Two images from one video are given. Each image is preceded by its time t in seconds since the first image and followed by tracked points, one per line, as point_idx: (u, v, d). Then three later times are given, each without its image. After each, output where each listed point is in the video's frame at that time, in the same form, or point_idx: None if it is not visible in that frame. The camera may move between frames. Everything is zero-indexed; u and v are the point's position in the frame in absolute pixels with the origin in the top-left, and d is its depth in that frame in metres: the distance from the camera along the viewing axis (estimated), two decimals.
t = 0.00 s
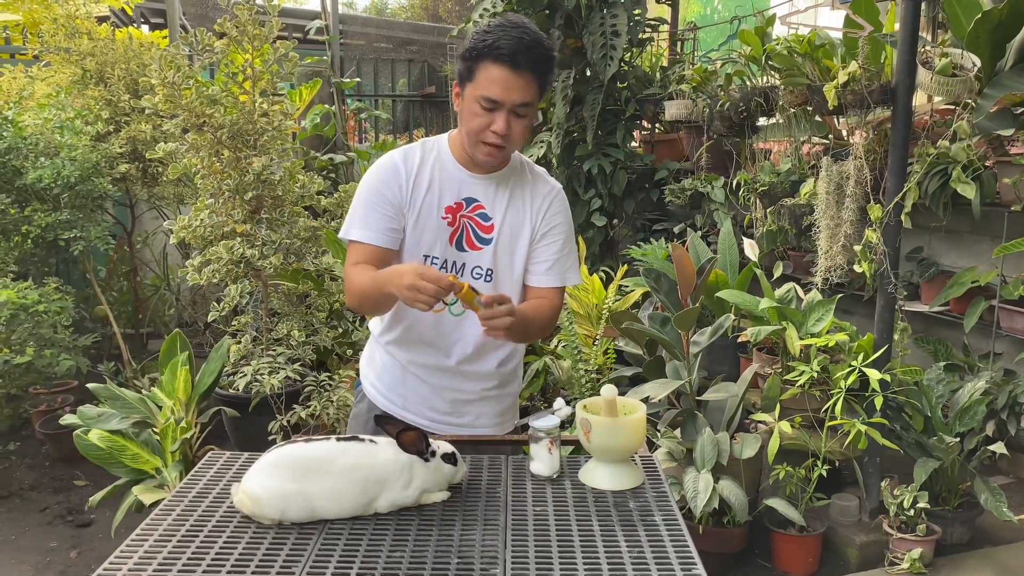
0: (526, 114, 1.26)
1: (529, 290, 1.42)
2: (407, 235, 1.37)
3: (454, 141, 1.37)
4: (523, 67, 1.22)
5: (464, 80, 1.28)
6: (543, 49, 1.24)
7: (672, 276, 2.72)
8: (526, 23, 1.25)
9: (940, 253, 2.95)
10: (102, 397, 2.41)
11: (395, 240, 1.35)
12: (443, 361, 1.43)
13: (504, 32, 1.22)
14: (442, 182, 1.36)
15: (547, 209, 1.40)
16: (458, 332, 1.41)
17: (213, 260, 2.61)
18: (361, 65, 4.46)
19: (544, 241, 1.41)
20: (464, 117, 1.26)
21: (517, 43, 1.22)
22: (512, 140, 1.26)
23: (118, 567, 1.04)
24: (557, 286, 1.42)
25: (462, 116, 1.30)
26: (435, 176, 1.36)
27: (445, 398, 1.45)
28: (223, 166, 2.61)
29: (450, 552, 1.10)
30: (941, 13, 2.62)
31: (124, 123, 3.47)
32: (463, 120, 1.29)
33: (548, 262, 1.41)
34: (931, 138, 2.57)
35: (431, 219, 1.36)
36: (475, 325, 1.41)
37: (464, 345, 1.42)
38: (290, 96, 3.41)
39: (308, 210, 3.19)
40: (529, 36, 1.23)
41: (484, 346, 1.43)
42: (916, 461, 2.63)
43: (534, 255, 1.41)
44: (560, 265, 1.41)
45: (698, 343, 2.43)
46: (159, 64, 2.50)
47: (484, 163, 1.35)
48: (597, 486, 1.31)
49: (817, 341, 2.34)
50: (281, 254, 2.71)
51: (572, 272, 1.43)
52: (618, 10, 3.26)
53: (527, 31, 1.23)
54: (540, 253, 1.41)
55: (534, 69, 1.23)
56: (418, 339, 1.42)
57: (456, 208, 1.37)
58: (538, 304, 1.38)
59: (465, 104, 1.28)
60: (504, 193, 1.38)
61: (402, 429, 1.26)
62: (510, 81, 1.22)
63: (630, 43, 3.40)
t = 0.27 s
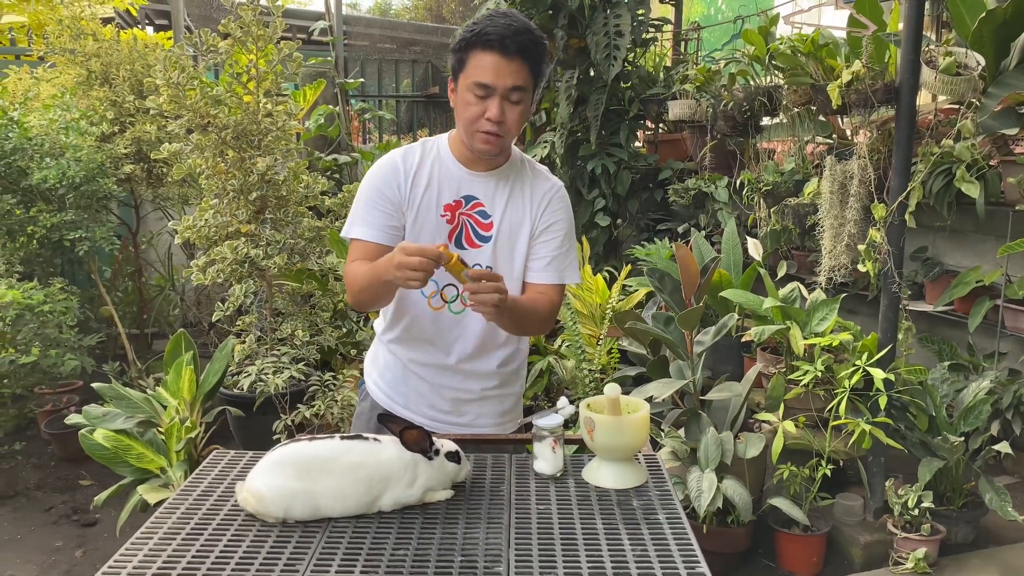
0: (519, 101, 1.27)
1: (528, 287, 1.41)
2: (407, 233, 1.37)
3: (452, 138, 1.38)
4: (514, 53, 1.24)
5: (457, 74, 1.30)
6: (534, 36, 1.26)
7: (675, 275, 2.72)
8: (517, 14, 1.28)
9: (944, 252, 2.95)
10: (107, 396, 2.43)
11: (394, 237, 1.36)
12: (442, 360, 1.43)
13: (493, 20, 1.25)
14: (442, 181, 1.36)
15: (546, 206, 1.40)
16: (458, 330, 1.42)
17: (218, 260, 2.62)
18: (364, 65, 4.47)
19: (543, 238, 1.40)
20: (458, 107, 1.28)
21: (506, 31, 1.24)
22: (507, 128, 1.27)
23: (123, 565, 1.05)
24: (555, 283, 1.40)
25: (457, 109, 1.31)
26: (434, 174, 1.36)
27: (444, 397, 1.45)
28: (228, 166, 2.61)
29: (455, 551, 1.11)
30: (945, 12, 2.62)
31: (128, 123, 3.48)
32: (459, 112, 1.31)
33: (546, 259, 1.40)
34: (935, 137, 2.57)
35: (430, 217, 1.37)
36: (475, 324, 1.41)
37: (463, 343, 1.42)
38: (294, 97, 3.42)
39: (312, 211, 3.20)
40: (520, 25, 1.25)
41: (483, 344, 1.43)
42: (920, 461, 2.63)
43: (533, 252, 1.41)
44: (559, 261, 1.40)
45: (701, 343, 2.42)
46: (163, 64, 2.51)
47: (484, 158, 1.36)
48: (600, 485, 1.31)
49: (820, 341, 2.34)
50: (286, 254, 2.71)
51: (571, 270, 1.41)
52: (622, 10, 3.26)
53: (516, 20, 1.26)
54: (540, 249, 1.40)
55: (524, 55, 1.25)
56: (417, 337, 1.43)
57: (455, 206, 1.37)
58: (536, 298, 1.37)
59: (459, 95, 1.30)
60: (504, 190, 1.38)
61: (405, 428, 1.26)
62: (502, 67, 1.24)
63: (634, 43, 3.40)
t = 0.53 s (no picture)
0: (525, 86, 1.28)
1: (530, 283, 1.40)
2: (412, 232, 1.37)
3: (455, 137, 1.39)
4: (516, 40, 1.28)
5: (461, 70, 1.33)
6: (536, 26, 1.30)
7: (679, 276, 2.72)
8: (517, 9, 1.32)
9: (949, 253, 2.95)
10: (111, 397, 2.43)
11: (400, 237, 1.35)
12: (446, 361, 1.44)
13: (495, 12, 1.29)
14: (447, 180, 1.37)
15: (551, 203, 1.41)
16: (462, 331, 1.42)
17: (222, 260, 2.62)
18: (368, 66, 4.47)
19: (547, 234, 1.40)
20: (464, 96, 1.28)
21: (508, 19, 1.27)
22: (515, 111, 1.27)
23: (129, 564, 1.05)
24: (558, 279, 1.40)
25: (462, 103, 1.32)
26: (440, 174, 1.36)
27: (447, 398, 1.46)
28: (232, 167, 2.62)
29: (459, 550, 1.11)
30: (949, 13, 2.62)
31: (133, 124, 3.49)
32: (465, 106, 1.31)
33: (549, 254, 1.40)
34: (939, 138, 2.56)
35: (437, 217, 1.37)
36: (479, 323, 1.42)
37: (467, 344, 1.42)
38: (298, 98, 3.43)
39: (316, 211, 3.21)
40: (521, 15, 1.29)
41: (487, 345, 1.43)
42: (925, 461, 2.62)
43: (537, 248, 1.41)
44: (563, 256, 1.40)
45: (705, 343, 2.41)
46: (168, 66, 2.52)
47: (490, 153, 1.36)
48: (604, 485, 1.31)
49: (824, 341, 2.34)
50: (290, 255, 2.72)
51: (571, 270, 1.41)
52: (625, 10, 3.26)
53: (517, 11, 1.30)
54: (543, 245, 1.40)
55: (527, 41, 1.28)
56: (421, 338, 1.43)
57: (461, 206, 1.37)
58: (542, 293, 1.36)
59: (465, 88, 1.31)
60: (509, 189, 1.39)
61: (410, 428, 1.26)
62: (506, 50, 1.27)
63: (637, 43, 3.40)
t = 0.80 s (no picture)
0: (536, 87, 1.28)
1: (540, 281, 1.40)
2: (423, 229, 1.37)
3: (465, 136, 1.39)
4: (527, 42, 1.28)
5: (472, 70, 1.33)
6: (546, 28, 1.30)
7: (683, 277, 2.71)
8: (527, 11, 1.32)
9: (953, 253, 2.94)
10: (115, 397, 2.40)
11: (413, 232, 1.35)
12: (454, 361, 1.43)
13: (505, 14, 1.29)
14: (458, 179, 1.37)
15: (560, 204, 1.42)
16: (470, 330, 1.42)
17: (226, 261, 2.62)
18: (372, 66, 4.47)
19: (557, 235, 1.41)
20: (476, 97, 1.28)
21: (520, 20, 1.28)
22: (527, 113, 1.27)
23: (133, 565, 1.06)
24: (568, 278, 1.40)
25: (473, 105, 1.32)
26: (451, 172, 1.36)
27: (453, 399, 1.45)
28: (236, 168, 2.62)
29: (463, 552, 1.11)
30: (954, 13, 2.61)
31: (137, 125, 3.49)
32: (476, 106, 1.31)
33: (559, 254, 1.40)
34: (944, 138, 2.56)
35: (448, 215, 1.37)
36: (487, 323, 1.42)
37: (475, 344, 1.43)
38: (302, 99, 3.43)
39: (320, 212, 3.21)
40: (531, 17, 1.30)
41: (495, 345, 1.44)
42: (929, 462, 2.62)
43: (547, 248, 1.41)
44: (573, 256, 1.40)
45: (709, 344, 2.42)
46: (172, 67, 2.52)
47: (501, 155, 1.36)
48: (609, 486, 1.31)
49: (829, 342, 2.33)
50: (294, 256, 2.72)
51: (582, 268, 1.43)
52: (629, 11, 3.26)
53: (527, 13, 1.30)
54: (553, 245, 1.41)
55: (538, 43, 1.29)
56: (429, 338, 1.42)
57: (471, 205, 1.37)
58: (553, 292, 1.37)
59: (475, 89, 1.31)
60: (519, 189, 1.39)
61: (413, 428, 1.27)
62: (517, 52, 1.27)
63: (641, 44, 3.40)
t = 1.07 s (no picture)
0: (533, 94, 1.29)
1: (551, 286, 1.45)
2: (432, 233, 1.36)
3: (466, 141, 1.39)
4: (523, 47, 1.27)
5: (468, 77, 1.32)
6: (541, 32, 1.29)
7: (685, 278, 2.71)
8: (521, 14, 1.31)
9: (955, 254, 2.94)
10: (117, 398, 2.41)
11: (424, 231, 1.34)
12: (469, 364, 1.43)
13: (499, 19, 1.28)
14: (464, 183, 1.36)
15: (564, 206, 1.43)
16: (485, 333, 1.42)
17: (227, 262, 2.63)
18: (373, 67, 4.48)
19: (564, 237, 1.43)
20: (473, 106, 1.28)
21: (514, 25, 1.27)
22: (526, 120, 1.28)
23: (136, 566, 1.06)
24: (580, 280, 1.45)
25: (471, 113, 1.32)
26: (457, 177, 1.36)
27: (469, 401, 1.45)
28: (238, 169, 2.62)
29: (465, 553, 1.11)
30: (956, 13, 2.61)
31: (139, 126, 3.49)
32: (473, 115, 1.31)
33: (570, 260, 1.43)
34: (946, 138, 2.55)
35: (455, 219, 1.36)
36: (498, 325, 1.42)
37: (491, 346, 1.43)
38: (303, 100, 3.43)
39: (322, 213, 3.21)
40: (526, 21, 1.29)
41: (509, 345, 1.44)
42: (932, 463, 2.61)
43: (555, 252, 1.43)
44: (580, 260, 1.44)
45: (711, 345, 2.43)
46: (174, 68, 2.52)
47: (502, 160, 1.36)
48: (611, 488, 1.30)
49: (831, 343, 2.33)
50: (296, 256, 2.72)
51: (591, 264, 1.47)
52: (630, 12, 3.26)
53: (522, 17, 1.29)
54: (561, 249, 1.43)
55: (533, 48, 1.28)
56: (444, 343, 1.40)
57: (478, 209, 1.36)
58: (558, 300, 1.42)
59: (472, 97, 1.30)
60: (525, 192, 1.39)
61: (416, 430, 1.26)
62: (513, 59, 1.26)
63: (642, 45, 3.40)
